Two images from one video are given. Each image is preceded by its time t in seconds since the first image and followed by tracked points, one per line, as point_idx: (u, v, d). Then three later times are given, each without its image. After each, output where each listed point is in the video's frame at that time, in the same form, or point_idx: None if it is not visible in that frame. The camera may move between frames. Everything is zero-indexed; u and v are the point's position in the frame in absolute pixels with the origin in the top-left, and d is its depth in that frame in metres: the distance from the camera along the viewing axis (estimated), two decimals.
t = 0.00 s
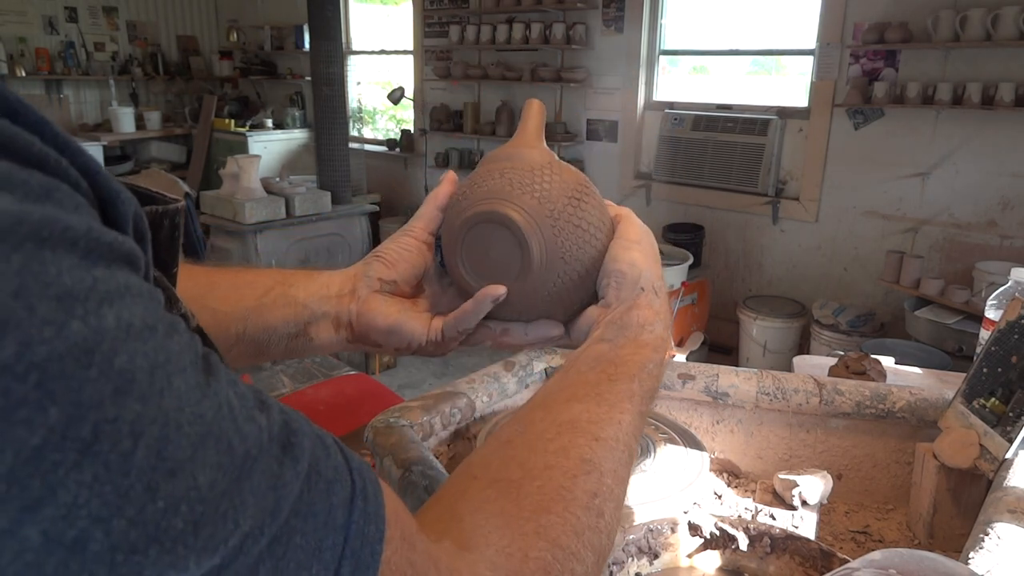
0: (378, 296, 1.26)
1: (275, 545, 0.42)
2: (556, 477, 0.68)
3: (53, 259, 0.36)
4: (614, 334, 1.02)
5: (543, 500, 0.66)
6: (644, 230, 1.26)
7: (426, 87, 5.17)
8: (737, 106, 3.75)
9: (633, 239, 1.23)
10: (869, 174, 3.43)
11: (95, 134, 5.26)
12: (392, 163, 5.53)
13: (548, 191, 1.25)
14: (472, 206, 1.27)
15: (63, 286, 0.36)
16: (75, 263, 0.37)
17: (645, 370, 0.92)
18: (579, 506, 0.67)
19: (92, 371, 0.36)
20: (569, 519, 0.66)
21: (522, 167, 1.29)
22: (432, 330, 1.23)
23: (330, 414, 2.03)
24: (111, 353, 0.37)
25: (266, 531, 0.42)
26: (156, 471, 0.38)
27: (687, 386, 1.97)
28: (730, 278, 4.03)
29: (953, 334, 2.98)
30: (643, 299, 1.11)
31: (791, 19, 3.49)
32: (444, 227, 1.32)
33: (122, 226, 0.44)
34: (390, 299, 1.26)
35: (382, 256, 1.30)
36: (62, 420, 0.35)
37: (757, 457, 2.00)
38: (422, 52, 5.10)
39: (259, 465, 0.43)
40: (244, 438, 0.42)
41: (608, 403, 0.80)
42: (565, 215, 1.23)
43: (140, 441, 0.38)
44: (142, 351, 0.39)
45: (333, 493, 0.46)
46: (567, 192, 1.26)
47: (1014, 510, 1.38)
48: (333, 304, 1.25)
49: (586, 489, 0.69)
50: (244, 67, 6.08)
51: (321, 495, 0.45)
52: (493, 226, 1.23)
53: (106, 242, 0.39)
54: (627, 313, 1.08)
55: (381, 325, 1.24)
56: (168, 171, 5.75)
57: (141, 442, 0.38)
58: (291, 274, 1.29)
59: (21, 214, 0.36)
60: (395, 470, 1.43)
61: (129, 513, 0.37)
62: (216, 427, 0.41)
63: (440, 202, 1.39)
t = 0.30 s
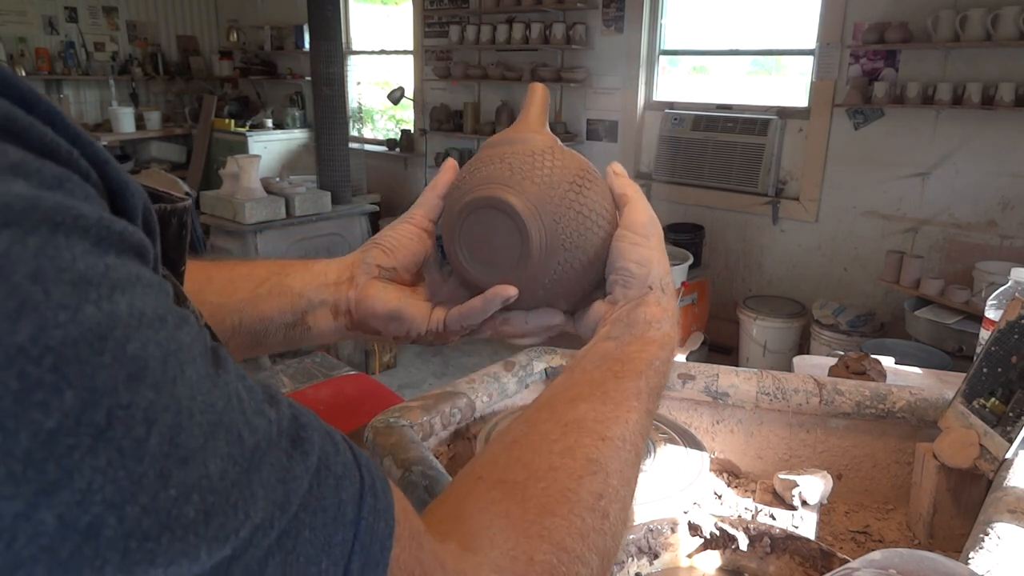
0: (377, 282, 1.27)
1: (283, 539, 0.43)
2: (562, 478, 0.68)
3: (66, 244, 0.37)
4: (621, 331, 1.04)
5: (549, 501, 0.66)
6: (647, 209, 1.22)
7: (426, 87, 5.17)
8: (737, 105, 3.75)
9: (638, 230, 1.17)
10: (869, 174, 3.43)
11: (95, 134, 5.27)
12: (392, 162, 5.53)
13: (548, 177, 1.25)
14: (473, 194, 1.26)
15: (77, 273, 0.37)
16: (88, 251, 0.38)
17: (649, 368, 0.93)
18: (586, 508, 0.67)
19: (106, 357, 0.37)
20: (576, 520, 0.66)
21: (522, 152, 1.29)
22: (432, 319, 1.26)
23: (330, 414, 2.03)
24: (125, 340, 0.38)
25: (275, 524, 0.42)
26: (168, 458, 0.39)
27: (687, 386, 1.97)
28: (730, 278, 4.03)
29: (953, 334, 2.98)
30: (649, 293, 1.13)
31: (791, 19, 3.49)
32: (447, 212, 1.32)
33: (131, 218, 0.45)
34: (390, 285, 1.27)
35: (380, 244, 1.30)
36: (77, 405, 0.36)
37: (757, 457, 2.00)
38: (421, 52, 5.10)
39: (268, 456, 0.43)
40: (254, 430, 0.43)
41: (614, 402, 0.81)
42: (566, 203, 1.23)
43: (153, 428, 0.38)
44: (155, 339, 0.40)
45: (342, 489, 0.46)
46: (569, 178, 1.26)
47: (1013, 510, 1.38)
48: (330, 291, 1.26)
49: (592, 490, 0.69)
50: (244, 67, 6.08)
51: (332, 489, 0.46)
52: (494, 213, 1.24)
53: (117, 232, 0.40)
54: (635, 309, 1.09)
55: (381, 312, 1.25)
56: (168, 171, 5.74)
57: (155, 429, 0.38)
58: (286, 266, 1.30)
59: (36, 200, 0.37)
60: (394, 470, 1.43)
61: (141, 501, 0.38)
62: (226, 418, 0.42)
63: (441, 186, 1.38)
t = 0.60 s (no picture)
0: (395, 258, 1.27)
1: (281, 544, 0.45)
2: (560, 492, 0.69)
3: (76, 248, 0.37)
4: (620, 347, 1.04)
5: (547, 513, 0.67)
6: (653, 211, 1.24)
7: (426, 87, 5.17)
8: (737, 105, 3.75)
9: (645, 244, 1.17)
10: (869, 174, 3.43)
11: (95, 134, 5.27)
12: (392, 163, 5.53)
13: (575, 170, 1.27)
14: (504, 181, 1.26)
15: (88, 275, 0.37)
16: (97, 253, 0.38)
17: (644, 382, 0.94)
18: (580, 524, 0.68)
19: (114, 361, 0.38)
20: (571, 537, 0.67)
21: (548, 147, 1.31)
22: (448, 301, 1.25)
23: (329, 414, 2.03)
24: (133, 342, 0.39)
25: (274, 529, 0.45)
26: (172, 463, 0.40)
27: (687, 386, 1.97)
28: (730, 278, 4.03)
29: (953, 334, 2.98)
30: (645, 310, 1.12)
31: (791, 19, 3.49)
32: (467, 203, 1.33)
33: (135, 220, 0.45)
34: (409, 263, 1.27)
35: (399, 222, 1.30)
36: (85, 406, 0.36)
37: (758, 457, 2.00)
38: (421, 52, 5.10)
39: (267, 462, 0.45)
40: (254, 435, 0.45)
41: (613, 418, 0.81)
42: (591, 195, 1.24)
43: (159, 432, 0.39)
44: (159, 342, 0.40)
45: (340, 494, 0.49)
46: (598, 180, 1.27)
47: (1014, 510, 1.38)
48: (345, 264, 1.26)
49: (588, 507, 0.70)
50: (244, 67, 6.08)
51: (330, 495, 0.48)
52: (521, 200, 1.24)
53: (122, 235, 0.41)
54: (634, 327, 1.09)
55: (399, 287, 1.25)
56: (168, 171, 5.74)
57: (160, 432, 0.39)
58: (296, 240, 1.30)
59: (48, 202, 0.37)
60: (394, 470, 1.43)
61: (145, 504, 0.39)
62: (228, 423, 0.44)
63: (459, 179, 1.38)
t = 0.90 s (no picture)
0: (385, 265, 1.29)
1: (276, 541, 0.45)
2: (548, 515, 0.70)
3: (91, 243, 0.40)
4: (611, 387, 1.06)
5: (534, 534, 0.68)
6: (686, 247, 1.22)
7: (426, 87, 5.17)
8: (737, 105, 3.75)
9: (664, 293, 1.17)
10: (869, 174, 3.43)
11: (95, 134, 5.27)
12: (392, 163, 5.52)
13: (619, 187, 1.22)
14: (548, 187, 1.20)
15: (105, 269, 0.40)
16: (110, 253, 0.41)
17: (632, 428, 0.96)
18: (565, 549, 0.69)
19: (126, 351, 0.40)
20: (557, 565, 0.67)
21: (595, 154, 1.24)
22: (447, 299, 1.30)
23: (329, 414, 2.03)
24: (146, 335, 0.41)
25: (270, 526, 0.45)
26: (179, 454, 0.41)
27: (687, 386, 1.97)
28: (730, 278, 4.03)
29: (953, 334, 2.98)
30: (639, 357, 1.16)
31: (791, 19, 3.49)
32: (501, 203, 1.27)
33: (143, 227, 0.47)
34: (399, 267, 1.29)
35: (392, 225, 1.30)
36: (101, 396, 0.39)
37: (757, 457, 2.00)
38: (421, 52, 5.10)
39: (265, 460, 0.46)
40: (253, 434, 0.46)
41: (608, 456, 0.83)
42: (632, 215, 1.21)
43: (167, 422, 0.41)
44: (166, 338, 0.43)
45: (331, 498, 0.50)
46: (645, 216, 1.23)
47: (1013, 510, 1.38)
48: (337, 275, 1.26)
49: (572, 534, 0.70)
50: (244, 67, 6.07)
51: (322, 501, 0.49)
52: (561, 210, 1.19)
53: (129, 236, 0.43)
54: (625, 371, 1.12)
55: (386, 296, 1.27)
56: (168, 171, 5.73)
57: (168, 424, 0.41)
58: (290, 239, 1.28)
59: (67, 197, 0.40)
60: (394, 470, 1.42)
61: (153, 492, 0.40)
62: (231, 420, 0.45)
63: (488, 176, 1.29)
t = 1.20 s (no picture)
0: (394, 277, 1.26)
1: (284, 486, 0.45)
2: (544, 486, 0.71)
3: (110, 197, 0.40)
4: (608, 379, 1.13)
5: (532, 503, 0.68)
6: (693, 249, 1.23)
7: (426, 87, 5.16)
8: (737, 105, 3.75)
9: (669, 296, 1.19)
10: (869, 174, 3.43)
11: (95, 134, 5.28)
12: (392, 163, 5.52)
13: (631, 193, 1.20)
14: (563, 200, 1.17)
15: (123, 219, 0.40)
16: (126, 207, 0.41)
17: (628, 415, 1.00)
18: (562, 518, 0.69)
19: (147, 291, 0.40)
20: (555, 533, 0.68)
21: (606, 159, 1.21)
22: (455, 304, 1.29)
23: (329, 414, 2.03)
24: (164, 282, 0.41)
25: (280, 469, 0.45)
26: (198, 391, 0.41)
27: (687, 386, 1.97)
28: (730, 278, 4.03)
29: (953, 334, 2.98)
30: (634, 354, 1.20)
31: (791, 19, 3.49)
32: (510, 211, 1.24)
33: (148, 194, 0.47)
34: (408, 278, 1.27)
35: (399, 234, 1.23)
36: (127, 331, 0.38)
37: (757, 457, 2.00)
38: (421, 52, 5.09)
39: (271, 408, 0.46)
40: (260, 383, 0.46)
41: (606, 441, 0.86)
42: (645, 221, 1.19)
43: (187, 360, 0.41)
44: (182, 289, 0.42)
45: (334, 450, 0.50)
46: (658, 229, 1.22)
47: (1013, 510, 1.38)
48: (339, 287, 1.25)
49: (568, 506, 0.71)
50: (244, 67, 6.07)
51: (323, 454, 0.49)
52: (576, 224, 1.17)
53: (139, 198, 0.43)
54: (619, 363, 1.18)
55: (394, 308, 1.26)
56: (168, 171, 5.73)
57: (188, 363, 0.41)
58: (286, 246, 1.27)
59: (86, 150, 0.39)
60: (394, 469, 1.43)
61: (179, 423, 0.40)
62: (241, 369, 0.44)
63: (507, 184, 1.21)
